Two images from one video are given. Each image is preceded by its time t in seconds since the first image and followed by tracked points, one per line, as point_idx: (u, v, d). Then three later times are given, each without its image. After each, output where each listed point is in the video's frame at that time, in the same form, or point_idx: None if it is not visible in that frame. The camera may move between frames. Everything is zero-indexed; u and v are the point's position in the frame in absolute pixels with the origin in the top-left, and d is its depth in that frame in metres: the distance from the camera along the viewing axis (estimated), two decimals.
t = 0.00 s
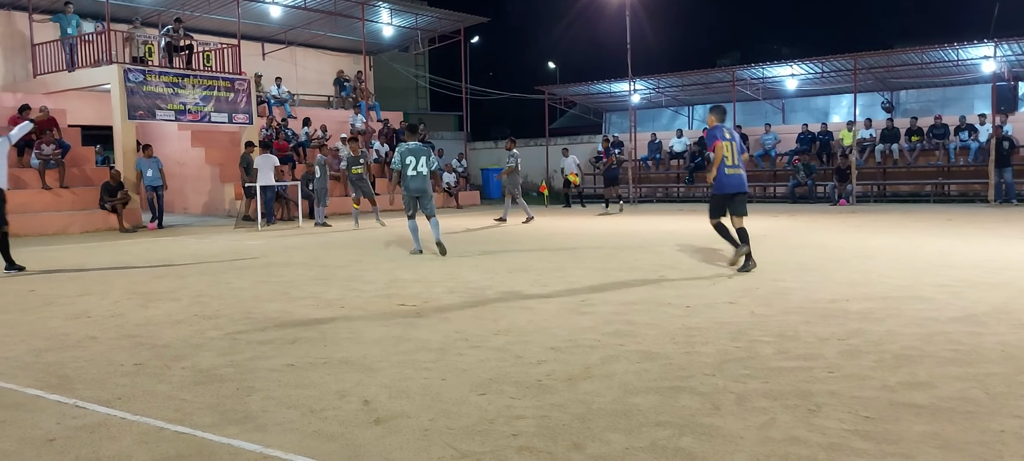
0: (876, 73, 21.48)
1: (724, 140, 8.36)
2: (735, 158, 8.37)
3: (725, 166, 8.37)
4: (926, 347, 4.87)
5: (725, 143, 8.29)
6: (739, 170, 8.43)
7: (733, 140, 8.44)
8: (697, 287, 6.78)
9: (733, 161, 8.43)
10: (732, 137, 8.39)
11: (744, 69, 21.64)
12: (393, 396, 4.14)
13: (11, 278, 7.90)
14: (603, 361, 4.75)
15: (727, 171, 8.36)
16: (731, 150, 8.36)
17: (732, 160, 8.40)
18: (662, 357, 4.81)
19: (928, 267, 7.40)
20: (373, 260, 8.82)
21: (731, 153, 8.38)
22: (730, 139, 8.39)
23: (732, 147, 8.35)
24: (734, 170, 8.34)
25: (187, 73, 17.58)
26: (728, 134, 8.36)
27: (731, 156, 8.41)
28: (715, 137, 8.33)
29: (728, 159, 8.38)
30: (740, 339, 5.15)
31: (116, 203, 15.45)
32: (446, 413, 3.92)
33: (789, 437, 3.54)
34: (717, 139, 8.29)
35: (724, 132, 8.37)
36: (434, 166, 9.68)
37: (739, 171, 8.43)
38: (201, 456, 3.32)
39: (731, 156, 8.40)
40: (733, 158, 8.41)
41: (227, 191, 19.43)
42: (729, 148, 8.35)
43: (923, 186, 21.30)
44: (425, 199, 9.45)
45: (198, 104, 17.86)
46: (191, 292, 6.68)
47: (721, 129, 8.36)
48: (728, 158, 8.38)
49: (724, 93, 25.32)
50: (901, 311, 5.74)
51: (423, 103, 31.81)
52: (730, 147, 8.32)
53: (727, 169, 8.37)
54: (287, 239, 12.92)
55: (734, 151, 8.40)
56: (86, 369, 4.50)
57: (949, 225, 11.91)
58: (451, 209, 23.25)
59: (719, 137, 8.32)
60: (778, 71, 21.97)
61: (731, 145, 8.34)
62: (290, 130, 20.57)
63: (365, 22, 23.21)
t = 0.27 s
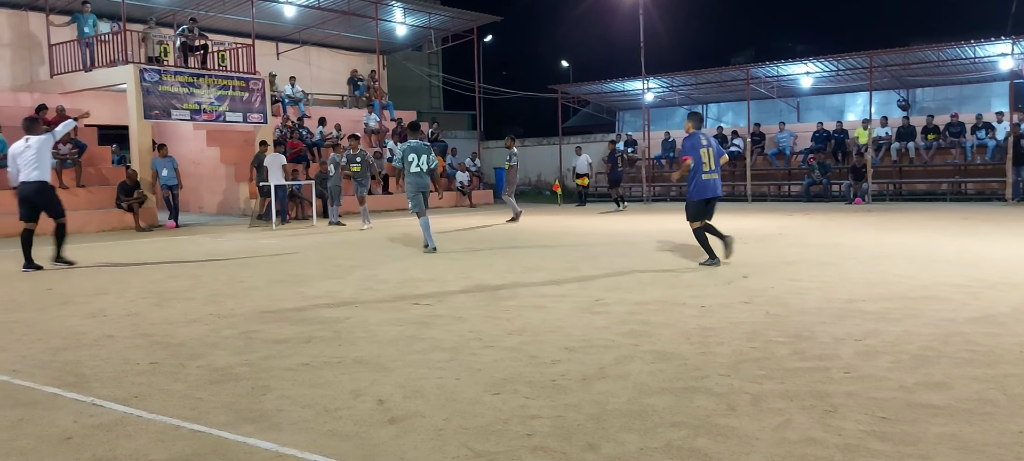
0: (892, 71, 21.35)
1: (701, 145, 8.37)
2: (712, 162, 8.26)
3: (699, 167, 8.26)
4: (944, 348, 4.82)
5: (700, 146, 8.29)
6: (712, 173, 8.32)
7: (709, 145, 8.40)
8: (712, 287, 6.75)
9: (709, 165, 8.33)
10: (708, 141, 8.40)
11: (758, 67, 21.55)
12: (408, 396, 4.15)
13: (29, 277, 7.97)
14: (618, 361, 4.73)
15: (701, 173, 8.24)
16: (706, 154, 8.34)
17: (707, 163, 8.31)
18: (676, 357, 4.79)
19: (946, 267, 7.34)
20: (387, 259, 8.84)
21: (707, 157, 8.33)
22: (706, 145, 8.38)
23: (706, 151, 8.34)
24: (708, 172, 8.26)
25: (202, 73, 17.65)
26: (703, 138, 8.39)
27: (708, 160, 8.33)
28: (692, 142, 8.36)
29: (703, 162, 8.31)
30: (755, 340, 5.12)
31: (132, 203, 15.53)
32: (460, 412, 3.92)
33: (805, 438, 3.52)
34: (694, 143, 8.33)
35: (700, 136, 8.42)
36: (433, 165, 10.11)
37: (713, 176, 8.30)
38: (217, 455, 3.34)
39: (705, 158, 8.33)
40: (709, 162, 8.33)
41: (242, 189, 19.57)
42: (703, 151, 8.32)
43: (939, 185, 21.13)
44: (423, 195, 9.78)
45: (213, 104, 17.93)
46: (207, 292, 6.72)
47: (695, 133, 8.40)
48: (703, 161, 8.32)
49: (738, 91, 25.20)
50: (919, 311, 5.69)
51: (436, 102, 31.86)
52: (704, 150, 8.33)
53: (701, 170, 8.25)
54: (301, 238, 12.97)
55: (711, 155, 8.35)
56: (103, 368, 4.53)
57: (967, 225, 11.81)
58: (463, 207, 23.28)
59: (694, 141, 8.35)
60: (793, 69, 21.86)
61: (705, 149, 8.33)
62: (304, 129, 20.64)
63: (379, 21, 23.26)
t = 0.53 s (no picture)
0: (907, 72, 21.17)
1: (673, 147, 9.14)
2: (679, 163, 8.93)
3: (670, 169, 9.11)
4: (960, 352, 4.78)
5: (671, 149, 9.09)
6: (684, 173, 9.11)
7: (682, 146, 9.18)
8: (725, 289, 6.73)
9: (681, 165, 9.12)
10: (680, 143, 9.17)
11: (772, 68, 21.45)
12: (420, 398, 4.16)
13: (45, 278, 8.06)
14: (630, 364, 4.72)
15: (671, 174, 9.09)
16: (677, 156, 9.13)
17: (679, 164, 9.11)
18: (689, 360, 4.78)
19: (962, 270, 7.28)
20: (399, 261, 8.86)
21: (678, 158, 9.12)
22: (679, 145, 9.13)
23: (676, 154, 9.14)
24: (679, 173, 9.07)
25: (217, 76, 17.78)
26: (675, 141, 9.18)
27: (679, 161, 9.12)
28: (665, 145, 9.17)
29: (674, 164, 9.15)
30: (769, 343, 5.09)
31: (148, 204, 15.67)
32: (472, 415, 3.93)
33: (819, 442, 3.50)
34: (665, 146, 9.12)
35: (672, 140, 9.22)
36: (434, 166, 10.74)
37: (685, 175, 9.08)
38: (231, 457, 3.36)
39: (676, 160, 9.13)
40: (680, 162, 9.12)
41: (256, 192, 19.68)
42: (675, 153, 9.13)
43: (956, 187, 20.92)
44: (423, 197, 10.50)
45: (228, 106, 18.04)
46: (221, 294, 6.76)
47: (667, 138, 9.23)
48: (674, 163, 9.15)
49: (752, 92, 25.07)
50: (934, 314, 5.65)
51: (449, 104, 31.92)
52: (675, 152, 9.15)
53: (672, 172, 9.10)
54: (314, 240, 13.02)
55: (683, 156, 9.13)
56: (119, 370, 4.57)
57: (984, 227, 11.70)
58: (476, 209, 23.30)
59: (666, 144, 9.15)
60: (808, 71, 21.71)
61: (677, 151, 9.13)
62: (318, 131, 20.73)
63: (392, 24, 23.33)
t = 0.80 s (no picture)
0: (906, 77, 21.16)
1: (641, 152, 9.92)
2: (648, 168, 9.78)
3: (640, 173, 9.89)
4: (957, 357, 4.78)
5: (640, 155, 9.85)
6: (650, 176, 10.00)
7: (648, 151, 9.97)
8: (722, 295, 6.73)
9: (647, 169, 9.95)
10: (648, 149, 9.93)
11: (771, 74, 21.46)
12: (416, 404, 4.17)
13: (44, 283, 8.08)
14: (626, 370, 4.72)
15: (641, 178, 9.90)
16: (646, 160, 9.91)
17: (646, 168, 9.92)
18: (686, 366, 4.78)
19: (960, 275, 7.27)
20: (397, 266, 8.87)
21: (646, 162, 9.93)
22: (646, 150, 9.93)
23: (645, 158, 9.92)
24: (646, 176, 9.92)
25: (216, 81, 17.85)
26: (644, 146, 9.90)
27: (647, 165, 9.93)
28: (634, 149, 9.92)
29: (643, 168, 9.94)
30: (766, 348, 5.09)
31: (147, 209, 15.71)
32: (467, 421, 3.93)
33: (815, 449, 3.49)
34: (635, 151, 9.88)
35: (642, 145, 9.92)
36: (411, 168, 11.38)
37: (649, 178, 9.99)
38: None
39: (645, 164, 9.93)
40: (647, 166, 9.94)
41: (255, 197, 19.71)
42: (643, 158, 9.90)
43: (955, 192, 20.89)
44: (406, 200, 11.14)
45: (227, 111, 18.10)
46: (219, 299, 6.77)
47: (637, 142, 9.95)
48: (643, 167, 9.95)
49: (751, 97, 25.06)
50: (931, 320, 5.64)
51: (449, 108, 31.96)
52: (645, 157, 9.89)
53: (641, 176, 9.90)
54: (313, 244, 13.04)
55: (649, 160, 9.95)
56: (115, 375, 4.58)
57: (982, 232, 11.70)
58: (476, 214, 23.30)
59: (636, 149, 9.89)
60: (807, 76, 21.70)
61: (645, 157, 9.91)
62: (318, 136, 20.77)
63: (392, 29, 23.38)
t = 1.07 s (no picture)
0: (894, 82, 21.27)
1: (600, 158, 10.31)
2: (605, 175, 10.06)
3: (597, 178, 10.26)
4: (945, 361, 4.80)
5: (598, 160, 10.26)
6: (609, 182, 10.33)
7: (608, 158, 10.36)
8: (711, 298, 6.74)
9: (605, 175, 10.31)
10: (608, 155, 10.36)
11: (761, 78, 21.55)
12: (405, 408, 4.16)
13: (31, 288, 8.03)
14: (616, 374, 4.72)
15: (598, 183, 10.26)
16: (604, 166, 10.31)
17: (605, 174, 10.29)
18: (675, 369, 4.78)
19: (947, 279, 7.31)
20: (388, 270, 8.86)
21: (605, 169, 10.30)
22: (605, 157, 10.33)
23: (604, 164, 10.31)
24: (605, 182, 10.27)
25: (206, 84, 17.81)
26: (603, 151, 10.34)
27: (605, 171, 10.31)
28: (592, 156, 10.34)
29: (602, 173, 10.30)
30: (755, 352, 5.10)
31: (136, 213, 15.63)
32: (457, 425, 3.92)
33: (803, 453, 3.50)
34: (593, 157, 10.29)
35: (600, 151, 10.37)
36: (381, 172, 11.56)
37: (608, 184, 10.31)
38: None
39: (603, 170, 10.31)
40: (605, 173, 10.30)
41: (244, 201, 19.64)
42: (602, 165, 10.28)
43: (943, 196, 20.98)
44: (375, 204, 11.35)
45: (217, 115, 18.06)
46: (208, 303, 6.75)
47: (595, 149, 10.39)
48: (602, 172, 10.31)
49: (741, 102, 25.15)
50: (920, 323, 5.67)
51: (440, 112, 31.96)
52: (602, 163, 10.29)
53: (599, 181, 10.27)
54: (303, 248, 13.01)
55: (609, 167, 10.34)
56: (102, 380, 4.56)
57: (970, 236, 11.76)
58: (467, 218, 23.30)
59: (594, 156, 10.31)
60: (796, 80, 21.79)
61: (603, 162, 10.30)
62: (308, 140, 20.74)
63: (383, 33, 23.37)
